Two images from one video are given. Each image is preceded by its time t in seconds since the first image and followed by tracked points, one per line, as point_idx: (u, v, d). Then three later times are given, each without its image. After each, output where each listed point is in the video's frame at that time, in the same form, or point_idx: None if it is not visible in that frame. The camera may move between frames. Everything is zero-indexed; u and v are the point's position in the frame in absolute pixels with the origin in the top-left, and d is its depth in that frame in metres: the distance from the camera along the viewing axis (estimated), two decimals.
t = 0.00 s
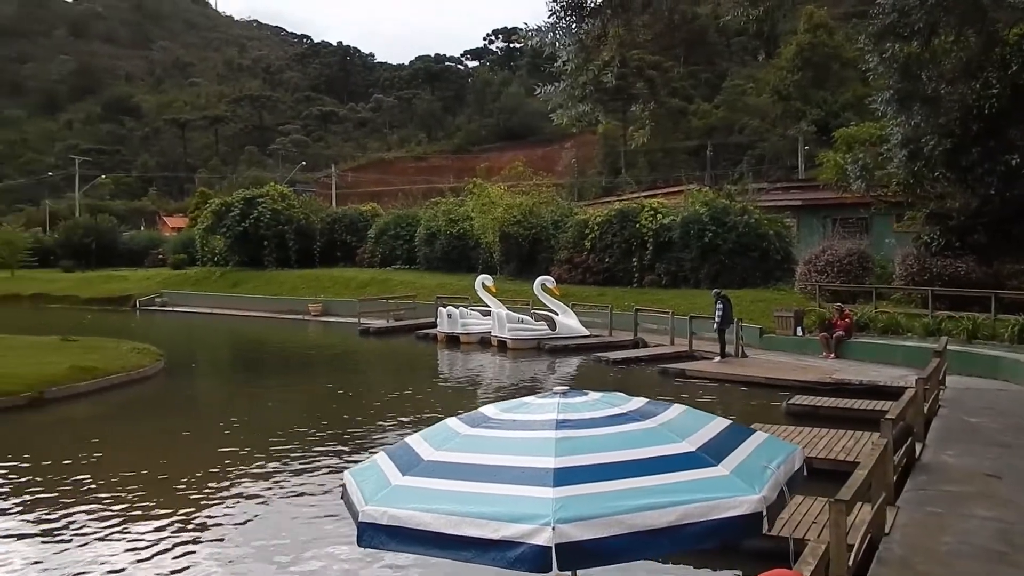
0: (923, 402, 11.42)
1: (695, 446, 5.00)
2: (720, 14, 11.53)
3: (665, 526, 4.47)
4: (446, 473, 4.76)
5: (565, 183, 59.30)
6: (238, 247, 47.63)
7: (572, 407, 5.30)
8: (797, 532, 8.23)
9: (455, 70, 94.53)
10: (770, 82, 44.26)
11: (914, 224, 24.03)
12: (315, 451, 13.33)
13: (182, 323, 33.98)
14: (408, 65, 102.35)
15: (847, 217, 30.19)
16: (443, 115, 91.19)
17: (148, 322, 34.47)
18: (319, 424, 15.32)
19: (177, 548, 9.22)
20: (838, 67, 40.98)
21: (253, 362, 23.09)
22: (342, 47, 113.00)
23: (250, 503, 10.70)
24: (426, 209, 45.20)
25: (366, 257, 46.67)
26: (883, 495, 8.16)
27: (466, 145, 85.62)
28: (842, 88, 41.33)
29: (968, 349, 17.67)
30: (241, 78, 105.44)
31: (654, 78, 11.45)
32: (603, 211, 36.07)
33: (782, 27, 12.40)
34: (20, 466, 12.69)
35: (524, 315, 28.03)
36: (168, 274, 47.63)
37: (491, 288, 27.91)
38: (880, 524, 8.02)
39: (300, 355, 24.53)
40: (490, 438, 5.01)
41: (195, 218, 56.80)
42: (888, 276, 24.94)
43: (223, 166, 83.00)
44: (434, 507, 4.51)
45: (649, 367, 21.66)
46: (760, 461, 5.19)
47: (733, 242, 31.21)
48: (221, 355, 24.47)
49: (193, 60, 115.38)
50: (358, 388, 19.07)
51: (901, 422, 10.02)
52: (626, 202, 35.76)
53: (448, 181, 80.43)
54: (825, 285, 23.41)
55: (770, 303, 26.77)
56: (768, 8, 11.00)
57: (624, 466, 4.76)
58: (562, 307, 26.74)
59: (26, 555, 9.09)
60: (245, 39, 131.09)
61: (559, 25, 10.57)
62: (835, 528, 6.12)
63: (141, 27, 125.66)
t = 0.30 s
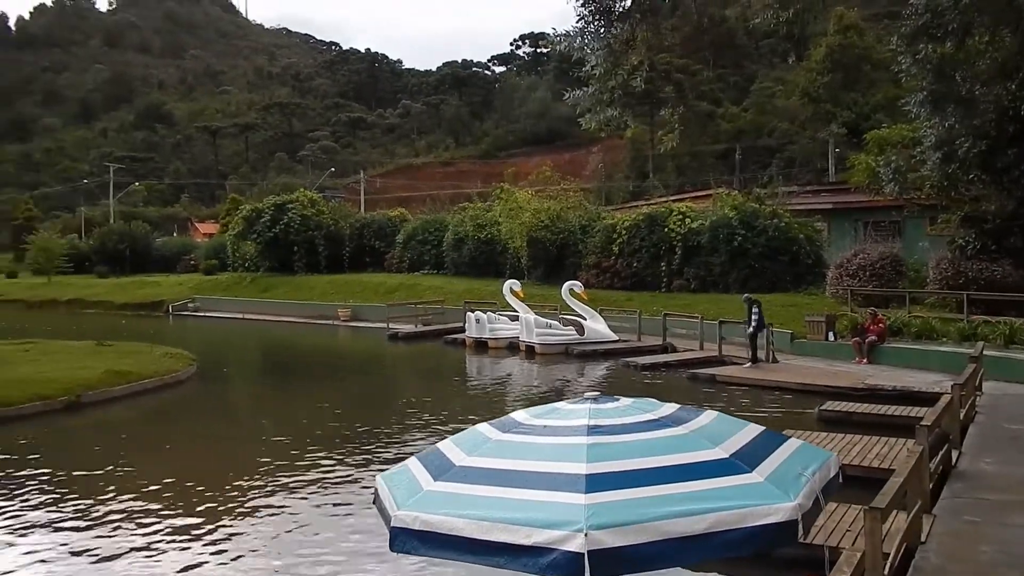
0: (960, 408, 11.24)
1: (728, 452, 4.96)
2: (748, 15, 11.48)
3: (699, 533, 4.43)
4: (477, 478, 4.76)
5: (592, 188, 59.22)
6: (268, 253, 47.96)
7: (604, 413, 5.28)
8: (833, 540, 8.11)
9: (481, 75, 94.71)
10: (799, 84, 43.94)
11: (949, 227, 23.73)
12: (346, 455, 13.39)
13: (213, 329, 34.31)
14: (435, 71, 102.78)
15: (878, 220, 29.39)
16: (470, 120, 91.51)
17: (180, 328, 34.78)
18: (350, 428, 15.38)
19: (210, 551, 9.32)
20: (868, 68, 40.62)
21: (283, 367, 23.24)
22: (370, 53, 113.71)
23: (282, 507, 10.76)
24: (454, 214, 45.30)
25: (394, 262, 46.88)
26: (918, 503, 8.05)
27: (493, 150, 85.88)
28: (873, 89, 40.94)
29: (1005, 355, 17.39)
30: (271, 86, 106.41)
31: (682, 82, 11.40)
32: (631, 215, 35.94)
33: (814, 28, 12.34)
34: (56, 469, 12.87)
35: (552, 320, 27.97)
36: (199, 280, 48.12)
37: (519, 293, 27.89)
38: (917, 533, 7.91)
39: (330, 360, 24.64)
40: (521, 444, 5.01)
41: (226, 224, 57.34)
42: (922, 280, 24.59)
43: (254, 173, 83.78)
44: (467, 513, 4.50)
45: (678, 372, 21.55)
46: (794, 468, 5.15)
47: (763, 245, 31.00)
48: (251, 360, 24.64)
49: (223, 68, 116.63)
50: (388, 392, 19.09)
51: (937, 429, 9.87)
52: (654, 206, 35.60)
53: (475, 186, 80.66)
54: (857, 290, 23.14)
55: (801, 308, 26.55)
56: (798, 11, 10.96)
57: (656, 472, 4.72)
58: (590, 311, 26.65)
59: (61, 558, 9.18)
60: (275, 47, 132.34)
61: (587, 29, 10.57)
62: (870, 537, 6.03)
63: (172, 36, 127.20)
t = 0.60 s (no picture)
0: (1013, 415, 11.00)
1: (775, 460, 4.89)
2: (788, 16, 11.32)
3: (746, 541, 4.38)
4: (523, 484, 4.76)
5: (631, 192, 59.00)
6: (310, 260, 48.40)
7: (648, 418, 5.24)
8: (882, 550, 7.94)
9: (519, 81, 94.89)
10: (842, 85, 43.37)
11: (999, 229, 23.30)
12: (388, 460, 13.45)
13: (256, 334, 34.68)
14: (474, 78, 103.19)
15: (925, 224, 28.45)
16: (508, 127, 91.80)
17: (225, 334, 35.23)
18: (393, 434, 15.44)
19: (254, 552, 9.40)
20: (913, 69, 39.95)
21: (325, 373, 23.44)
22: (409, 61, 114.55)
23: (325, 511, 10.82)
24: (494, 220, 45.37)
25: (434, 268, 47.10)
26: (971, 512, 7.86)
27: (531, 156, 85.97)
28: (917, 89, 40.25)
29: None
30: (312, 95, 107.65)
31: (722, 85, 11.28)
32: (670, 219, 35.73)
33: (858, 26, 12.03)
34: (106, 472, 13.10)
35: (591, 325, 27.90)
36: (243, 287, 48.75)
37: (558, 298, 27.85)
38: (969, 543, 7.74)
39: (373, 366, 24.81)
40: (564, 450, 4.99)
41: (269, 231, 58.06)
42: (971, 284, 24.12)
43: (296, 180, 84.70)
44: (511, 519, 4.50)
45: (721, 377, 21.36)
46: (842, 475, 5.06)
47: (806, 250, 30.70)
48: (294, 366, 24.91)
49: (265, 77, 118.24)
50: (429, 398, 19.13)
51: (989, 436, 9.65)
52: (694, 210, 35.33)
53: (514, 192, 80.77)
54: (904, 294, 22.73)
55: (846, 312, 26.18)
56: (840, 11, 10.79)
57: (699, 479, 4.68)
58: (629, 316, 26.51)
59: (109, 559, 9.33)
60: (315, 57, 133.89)
61: (626, 34, 10.55)
62: (922, 547, 5.88)
63: (216, 47, 129.29)
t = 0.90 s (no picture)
0: None
1: (818, 466, 4.82)
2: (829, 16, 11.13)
3: (788, 549, 4.32)
4: (563, 489, 4.74)
5: (669, 196, 58.63)
6: (349, 263, 48.80)
7: (688, 424, 5.20)
8: (928, 560, 7.77)
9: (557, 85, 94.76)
10: (884, 86, 42.68)
11: None
12: (425, 463, 13.48)
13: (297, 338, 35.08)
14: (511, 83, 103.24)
15: (972, 226, 28.18)
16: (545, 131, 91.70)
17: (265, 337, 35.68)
18: (430, 437, 15.50)
19: (292, 553, 9.49)
20: (959, 68, 39.15)
21: (364, 375, 23.63)
22: (447, 66, 114.99)
23: (362, 514, 10.88)
24: (531, 224, 45.34)
25: (471, 272, 47.23)
26: (1021, 523, 7.65)
27: (569, 160, 85.76)
28: (964, 89, 39.45)
29: None
30: (351, 100, 108.56)
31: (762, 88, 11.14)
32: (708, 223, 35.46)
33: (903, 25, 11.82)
34: (150, 473, 13.31)
35: (629, 329, 27.78)
36: (283, 290, 49.30)
37: (595, 302, 27.76)
38: (1018, 553, 7.55)
39: (410, 369, 24.97)
40: (604, 455, 4.97)
41: (309, 236, 58.68)
42: (1020, 287, 23.58)
43: (335, 185, 85.47)
44: (551, 523, 4.49)
45: (760, 382, 21.14)
46: (888, 484, 4.97)
47: (848, 253, 30.29)
48: (333, 369, 25.13)
49: (306, 83, 119.55)
50: (466, 401, 19.15)
51: None
52: (733, 214, 35.01)
53: (551, 196, 80.67)
54: (949, 298, 22.30)
55: (889, 317, 25.78)
56: (885, 10, 10.57)
57: (740, 485, 4.63)
58: (667, 320, 26.34)
59: (150, 558, 9.48)
60: (355, 63, 135.03)
61: (666, 37, 10.41)
62: (970, 558, 5.74)
63: (258, 54, 131.03)
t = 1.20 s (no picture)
0: None
1: (848, 470, 4.78)
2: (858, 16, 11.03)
3: (818, 553, 4.29)
4: (589, 491, 4.74)
5: (695, 197, 58.29)
6: (375, 265, 49.00)
7: (716, 426, 5.17)
8: (958, 565, 7.66)
9: (582, 86, 94.59)
10: (914, 86, 42.19)
11: None
12: (450, 465, 13.48)
13: (323, 339, 35.28)
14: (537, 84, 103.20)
15: (1006, 228, 27.93)
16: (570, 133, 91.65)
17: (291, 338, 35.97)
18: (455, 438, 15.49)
19: (319, 553, 9.53)
20: (991, 67, 38.59)
21: (390, 376, 23.72)
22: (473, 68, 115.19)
23: (388, 514, 10.92)
24: (556, 226, 45.28)
25: (497, 274, 47.26)
26: None
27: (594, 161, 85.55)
28: (996, 88, 38.89)
29: None
30: (377, 103, 109.08)
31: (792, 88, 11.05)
32: (735, 224, 35.22)
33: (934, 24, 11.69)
34: (178, 472, 13.42)
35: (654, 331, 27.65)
36: (310, 292, 49.59)
37: (620, 303, 27.65)
38: None
39: (436, 370, 25.04)
40: (631, 456, 4.95)
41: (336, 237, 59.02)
42: None
43: (361, 187, 85.92)
44: (579, 525, 4.48)
45: (787, 385, 20.98)
46: (919, 488, 4.91)
47: (878, 255, 29.97)
48: (359, 370, 25.26)
49: (333, 86, 120.24)
50: (490, 403, 19.15)
51: None
52: (760, 215, 34.74)
53: (577, 197, 80.57)
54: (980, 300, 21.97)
55: (920, 319, 25.48)
56: (916, 10, 10.46)
57: (769, 488, 4.59)
58: (693, 322, 26.19)
59: (179, 556, 9.56)
60: (381, 66, 135.63)
61: (693, 37, 10.34)
62: (1002, 561, 5.66)
63: (285, 58, 131.97)
